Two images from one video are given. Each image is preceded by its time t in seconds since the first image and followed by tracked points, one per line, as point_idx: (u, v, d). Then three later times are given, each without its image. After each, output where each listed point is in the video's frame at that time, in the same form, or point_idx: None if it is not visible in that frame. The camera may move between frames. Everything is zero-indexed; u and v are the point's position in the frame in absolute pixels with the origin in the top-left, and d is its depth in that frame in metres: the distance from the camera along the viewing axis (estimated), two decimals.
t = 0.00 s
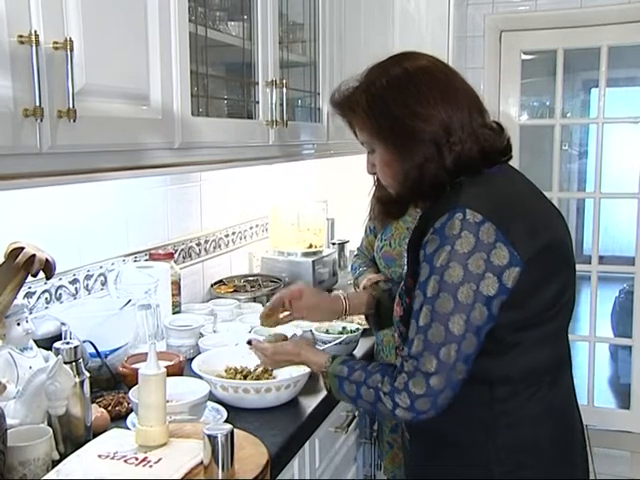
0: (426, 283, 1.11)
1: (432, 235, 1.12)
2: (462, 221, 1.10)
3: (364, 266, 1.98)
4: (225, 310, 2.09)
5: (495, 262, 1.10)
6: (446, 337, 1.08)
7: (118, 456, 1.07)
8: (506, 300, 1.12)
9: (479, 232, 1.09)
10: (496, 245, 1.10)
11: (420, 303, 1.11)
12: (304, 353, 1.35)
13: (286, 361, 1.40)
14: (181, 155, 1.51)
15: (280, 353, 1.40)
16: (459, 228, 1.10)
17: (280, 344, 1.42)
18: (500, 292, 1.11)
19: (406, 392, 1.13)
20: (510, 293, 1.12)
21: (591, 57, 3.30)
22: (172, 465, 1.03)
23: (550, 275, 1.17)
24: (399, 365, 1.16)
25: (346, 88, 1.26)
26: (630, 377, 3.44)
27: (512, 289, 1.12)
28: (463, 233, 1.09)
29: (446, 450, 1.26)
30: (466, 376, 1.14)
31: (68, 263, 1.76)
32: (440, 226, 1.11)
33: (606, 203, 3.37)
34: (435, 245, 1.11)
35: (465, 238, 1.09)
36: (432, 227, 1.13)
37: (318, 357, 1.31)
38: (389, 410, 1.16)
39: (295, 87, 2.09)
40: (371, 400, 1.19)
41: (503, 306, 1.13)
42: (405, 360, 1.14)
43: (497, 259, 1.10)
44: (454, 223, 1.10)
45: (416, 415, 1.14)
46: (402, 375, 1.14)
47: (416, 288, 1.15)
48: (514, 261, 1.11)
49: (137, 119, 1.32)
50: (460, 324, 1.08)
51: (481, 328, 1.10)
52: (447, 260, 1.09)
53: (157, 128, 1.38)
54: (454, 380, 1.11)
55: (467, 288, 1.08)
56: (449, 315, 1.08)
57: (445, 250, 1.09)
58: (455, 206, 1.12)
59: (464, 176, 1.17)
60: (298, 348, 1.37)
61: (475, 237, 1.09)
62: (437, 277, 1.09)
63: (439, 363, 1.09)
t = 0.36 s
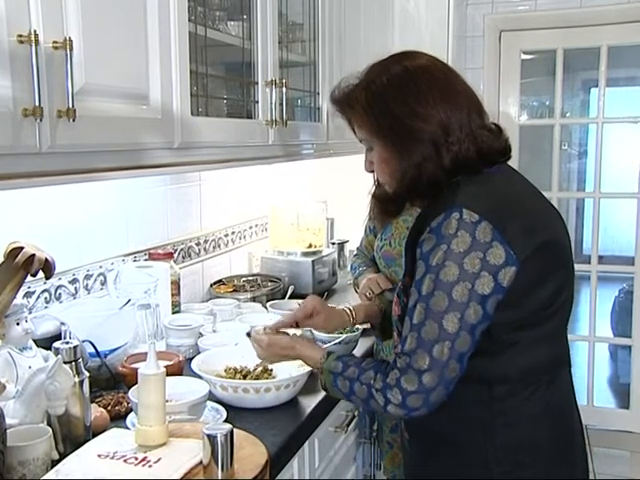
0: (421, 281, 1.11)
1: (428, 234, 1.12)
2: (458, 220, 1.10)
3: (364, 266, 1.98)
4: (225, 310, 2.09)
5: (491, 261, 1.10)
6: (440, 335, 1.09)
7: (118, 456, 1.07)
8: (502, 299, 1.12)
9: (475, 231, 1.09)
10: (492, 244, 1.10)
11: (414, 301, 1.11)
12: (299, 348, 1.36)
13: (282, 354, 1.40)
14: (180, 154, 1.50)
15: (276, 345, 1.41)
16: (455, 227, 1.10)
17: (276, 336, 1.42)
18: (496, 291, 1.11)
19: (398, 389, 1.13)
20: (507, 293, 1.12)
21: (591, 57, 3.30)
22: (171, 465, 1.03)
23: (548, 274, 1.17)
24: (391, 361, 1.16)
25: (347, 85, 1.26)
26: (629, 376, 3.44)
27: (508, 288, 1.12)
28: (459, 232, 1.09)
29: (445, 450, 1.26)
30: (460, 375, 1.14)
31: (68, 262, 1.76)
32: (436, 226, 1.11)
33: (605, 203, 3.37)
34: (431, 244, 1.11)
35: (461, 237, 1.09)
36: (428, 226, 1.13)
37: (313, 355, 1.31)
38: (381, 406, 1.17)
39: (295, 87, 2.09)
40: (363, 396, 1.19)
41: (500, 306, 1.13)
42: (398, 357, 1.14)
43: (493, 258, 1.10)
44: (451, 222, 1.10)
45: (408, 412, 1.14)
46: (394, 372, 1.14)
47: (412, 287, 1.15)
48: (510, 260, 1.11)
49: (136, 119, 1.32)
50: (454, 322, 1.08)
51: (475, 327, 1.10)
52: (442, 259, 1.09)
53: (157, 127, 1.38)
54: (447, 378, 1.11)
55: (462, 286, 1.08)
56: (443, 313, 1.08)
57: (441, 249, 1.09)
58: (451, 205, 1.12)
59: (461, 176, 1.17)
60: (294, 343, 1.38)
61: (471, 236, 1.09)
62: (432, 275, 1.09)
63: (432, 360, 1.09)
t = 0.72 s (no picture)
0: (420, 278, 1.11)
1: (428, 231, 1.12)
2: (458, 218, 1.10)
3: (364, 266, 1.98)
4: (224, 310, 2.09)
5: (491, 259, 1.10)
6: (438, 331, 1.08)
7: (118, 456, 1.07)
8: (501, 297, 1.12)
9: (475, 228, 1.09)
10: (491, 242, 1.10)
11: (413, 298, 1.11)
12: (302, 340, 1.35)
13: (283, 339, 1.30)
14: (180, 154, 1.50)
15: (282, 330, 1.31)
16: (454, 225, 1.10)
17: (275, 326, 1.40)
18: (494, 288, 1.11)
19: (394, 383, 1.13)
20: (506, 292, 1.12)
21: (591, 57, 3.30)
22: (171, 465, 1.03)
23: (547, 274, 1.17)
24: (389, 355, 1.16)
25: (350, 82, 1.27)
26: (629, 376, 3.44)
27: (507, 286, 1.12)
28: (459, 229, 1.09)
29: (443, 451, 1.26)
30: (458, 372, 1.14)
31: (68, 262, 1.76)
32: (436, 223, 1.11)
33: (605, 203, 3.37)
34: (430, 241, 1.11)
35: (461, 234, 1.09)
36: (428, 223, 1.13)
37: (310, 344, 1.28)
38: (377, 400, 1.16)
39: (295, 87, 2.09)
40: (360, 388, 1.18)
41: (499, 304, 1.13)
42: (395, 353, 1.14)
43: (492, 255, 1.10)
44: (451, 220, 1.10)
45: (404, 407, 1.14)
46: (392, 367, 1.14)
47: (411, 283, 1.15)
48: (510, 258, 1.11)
49: (136, 119, 1.32)
50: (452, 319, 1.08)
51: (473, 324, 1.10)
52: (442, 256, 1.09)
53: (157, 127, 1.38)
54: (445, 375, 1.10)
55: (461, 283, 1.08)
56: (442, 310, 1.08)
57: (440, 246, 1.10)
58: (451, 202, 1.12)
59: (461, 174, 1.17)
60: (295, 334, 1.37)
61: (471, 233, 1.09)
62: (431, 272, 1.09)
63: (430, 357, 1.09)
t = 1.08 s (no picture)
0: (420, 275, 1.11)
1: (428, 227, 1.12)
2: (457, 214, 1.10)
3: (364, 266, 1.98)
4: (224, 310, 2.09)
5: (490, 256, 1.10)
6: (438, 328, 1.08)
7: (118, 456, 1.07)
8: (501, 294, 1.12)
9: (475, 225, 1.09)
10: (491, 238, 1.10)
11: (413, 295, 1.11)
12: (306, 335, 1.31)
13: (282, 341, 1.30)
14: (180, 154, 1.50)
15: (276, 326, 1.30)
16: (454, 221, 1.10)
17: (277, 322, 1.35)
18: (493, 285, 1.10)
19: (395, 379, 1.12)
20: (505, 289, 1.12)
21: (591, 57, 3.30)
22: (171, 465, 1.03)
23: (546, 272, 1.17)
24: (392, 351, 1.16)
25: (352, 79, 1.27)
26: (629, 376, 3.44)
27: (506, 283, 1.12)
28: (458, 226, 1.09)
29: (443, 451, 1.26)
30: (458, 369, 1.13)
31: (68, 262, 1.76)
32: (435, 219, 1.11)
33: (605, 203, 3.37)
34: (430, 238, 1.11)
35: (460, 231, 1.09)
36: (428, 220, 1.13)
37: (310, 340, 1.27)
38: (378, 394, 1.16)
39: (295, 87, 2.09)
40: (362, 381, 1.17)
41: (497, 301, 1.12)
42: (396, 349, 1.14)
43: (492, 252, 1.10)
44: (450, 216, 1.10)
45: (403, 403, 1.14)
46: (393, 362, 1.13)
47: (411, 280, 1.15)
48: (509, 256, 1.11)
49: (136, 119, 1.31)
50: (452, 315, 1.08)
51: (472, 321, 1.10)
52: (441, 252, 1.09)
53: (157, 127, 1.38)
54: (444, 371, 1.10)
55: (461, 279, 1.08)
56: (442, 306, 1.08)
57: (440, 242, 1.10)
58: (450, 199, 1.12)
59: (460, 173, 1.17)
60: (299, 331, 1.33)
61: (470, 230, 1.09)
62: (431, 269, 1.09)
63: (430, 353, 1.09)
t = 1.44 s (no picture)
0: (416, 275, 1.11)
1: (426, 228, 1.12)
2: (455, 215, 1.10)
3: (364, 266, 1.98)
4: (224, 310, 2.09)
5: (487, 256, 1.10)
6: (433, 328, 1.08)
7: (118, 456, 1.07)
8: (499, 294, 1.12)
9: (472, 226, 1.09)
10: (488, 238, 1.10)
11: (409, 295, 1.11)
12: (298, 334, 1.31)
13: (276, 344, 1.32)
14: (180, 154, 1.51)
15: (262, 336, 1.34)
16: (451, 222, 1.10)
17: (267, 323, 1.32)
18: (491, 285, 1.10)
19: (389, 379, 1.13)
20: (504, 289, 1.12)
21: (591, 57, 3.30)
22: (171, 465, 1.03)
23: (545, 272, 1.17)
24: (385, 351, 1.16)
25: (354, 79, 1.27)
26: (629, 376, 3.44)
27: (504, 283, 1.11)
28: (456, 227, 1.09)
29: (442, 451, 1.26)
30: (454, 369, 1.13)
31: (68, 262, 1.76)
32: (433, 220, 1.11)
33: (605, 203, 3.37)
34: (428, 238, 1.11)
35: (457, 231, 1.09)
36: (426, 220, 1.13)
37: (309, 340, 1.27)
38: (372, 396, 1.17)
39: (295, 87, 2.09)
40: (355, 385, 1.19)
41: (495, 301, 1.12)
42: (391, 349, 1.14)
43: (489, 252, 1.10)
44: (447, 217, 1.10)
45: (399, 403, 1.14)
46: (387, 363, 1.14)
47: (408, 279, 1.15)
48: (507, 256, 1.11)
49: (136, 118, 1.31)
50: (448, 315, 1.08)
51: (468, 320, 1.10)
52: (439, 252, 1.09)
53: (157, 128, 1.38)
54: (439, 371, 1.10)
55: (457, 280, 1.08)
56: (437, 306, 1.08)
57: (437, 243, 1.10)
58: (449, 199, 1.12)
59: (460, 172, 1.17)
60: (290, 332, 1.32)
61: (467, 230, 1.09)
62: (427, 269, 1.09)
63: (425, 352, 1.09)
